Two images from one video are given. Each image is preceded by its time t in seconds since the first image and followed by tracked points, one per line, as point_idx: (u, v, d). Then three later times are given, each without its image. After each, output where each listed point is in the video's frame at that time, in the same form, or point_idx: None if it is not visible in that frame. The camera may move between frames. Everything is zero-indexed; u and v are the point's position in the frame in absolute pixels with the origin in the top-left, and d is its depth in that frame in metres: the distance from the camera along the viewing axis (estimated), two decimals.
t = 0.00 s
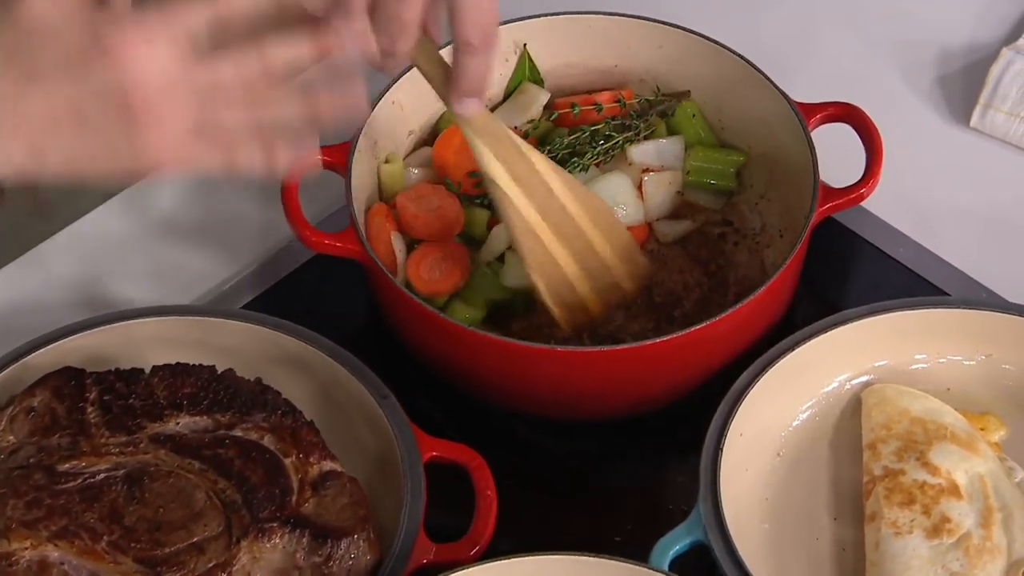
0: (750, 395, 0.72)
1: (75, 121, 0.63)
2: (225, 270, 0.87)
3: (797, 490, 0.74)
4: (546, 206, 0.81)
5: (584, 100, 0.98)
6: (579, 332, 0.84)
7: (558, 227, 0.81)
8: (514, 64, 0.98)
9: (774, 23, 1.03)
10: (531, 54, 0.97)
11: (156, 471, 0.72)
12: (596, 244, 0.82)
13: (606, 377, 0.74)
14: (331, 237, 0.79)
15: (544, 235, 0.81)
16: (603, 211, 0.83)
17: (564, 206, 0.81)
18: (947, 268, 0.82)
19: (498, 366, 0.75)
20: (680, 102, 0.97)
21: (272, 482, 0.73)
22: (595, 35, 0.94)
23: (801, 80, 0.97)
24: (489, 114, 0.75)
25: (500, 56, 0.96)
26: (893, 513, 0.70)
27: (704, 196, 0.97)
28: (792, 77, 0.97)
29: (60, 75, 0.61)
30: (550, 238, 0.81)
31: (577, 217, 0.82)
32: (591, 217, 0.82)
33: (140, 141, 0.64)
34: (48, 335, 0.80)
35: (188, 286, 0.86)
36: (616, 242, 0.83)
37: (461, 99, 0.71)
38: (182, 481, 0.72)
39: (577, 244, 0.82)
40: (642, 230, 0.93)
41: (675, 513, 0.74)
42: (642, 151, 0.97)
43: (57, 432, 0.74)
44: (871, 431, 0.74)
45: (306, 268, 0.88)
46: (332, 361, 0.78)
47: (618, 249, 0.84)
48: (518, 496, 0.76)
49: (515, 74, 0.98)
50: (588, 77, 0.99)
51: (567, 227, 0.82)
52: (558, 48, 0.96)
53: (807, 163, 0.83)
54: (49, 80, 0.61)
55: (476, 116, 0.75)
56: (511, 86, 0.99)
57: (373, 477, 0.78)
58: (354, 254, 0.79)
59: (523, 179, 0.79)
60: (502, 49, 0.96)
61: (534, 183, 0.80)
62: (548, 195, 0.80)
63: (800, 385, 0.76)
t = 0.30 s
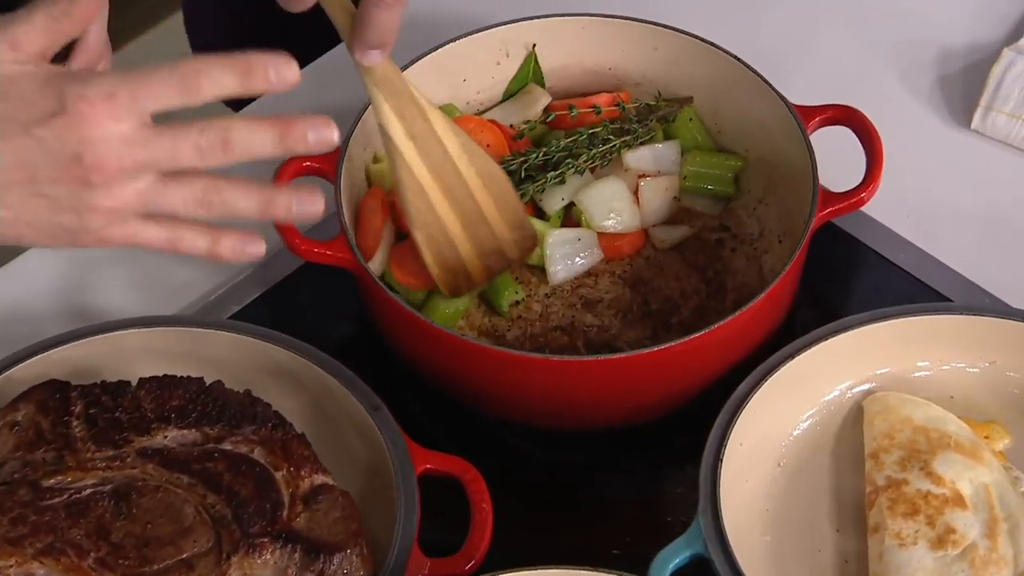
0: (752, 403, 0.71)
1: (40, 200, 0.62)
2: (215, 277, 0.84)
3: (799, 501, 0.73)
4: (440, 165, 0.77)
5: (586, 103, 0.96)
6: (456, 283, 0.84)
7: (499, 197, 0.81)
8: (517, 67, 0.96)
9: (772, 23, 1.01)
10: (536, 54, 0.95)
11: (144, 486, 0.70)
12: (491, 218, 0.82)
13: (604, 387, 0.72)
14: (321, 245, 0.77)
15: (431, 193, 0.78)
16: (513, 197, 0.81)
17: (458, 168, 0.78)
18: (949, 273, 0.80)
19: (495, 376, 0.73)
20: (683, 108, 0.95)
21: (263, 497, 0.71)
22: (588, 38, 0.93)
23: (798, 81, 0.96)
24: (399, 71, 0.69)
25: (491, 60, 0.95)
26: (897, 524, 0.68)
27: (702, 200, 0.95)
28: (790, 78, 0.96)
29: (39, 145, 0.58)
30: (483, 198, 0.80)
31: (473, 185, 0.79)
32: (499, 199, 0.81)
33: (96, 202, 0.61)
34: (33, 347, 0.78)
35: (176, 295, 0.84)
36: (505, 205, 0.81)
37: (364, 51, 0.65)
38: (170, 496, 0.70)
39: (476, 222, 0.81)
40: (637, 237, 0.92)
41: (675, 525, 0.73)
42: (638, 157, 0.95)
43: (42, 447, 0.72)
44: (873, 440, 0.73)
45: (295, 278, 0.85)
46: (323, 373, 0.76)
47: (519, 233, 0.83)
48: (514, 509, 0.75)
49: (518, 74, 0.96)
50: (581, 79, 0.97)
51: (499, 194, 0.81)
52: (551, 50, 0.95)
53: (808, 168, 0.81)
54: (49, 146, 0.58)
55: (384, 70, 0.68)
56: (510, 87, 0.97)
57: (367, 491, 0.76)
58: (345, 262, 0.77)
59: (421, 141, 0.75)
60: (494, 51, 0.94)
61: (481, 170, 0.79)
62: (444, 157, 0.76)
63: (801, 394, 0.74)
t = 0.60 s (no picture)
0: (747, 414, 0.69)
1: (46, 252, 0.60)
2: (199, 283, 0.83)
3: (799, 510, 0.71)
4: (391, 219, 0.77)
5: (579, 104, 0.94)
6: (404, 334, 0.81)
7: (451, 264, 0.80)
8: (509, 68, 0.94)
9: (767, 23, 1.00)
10: (527, 55, 0.93)
11: (129, 500, 0.68)
12: (437, 276, 0.80)
13: (598, 395, 0.71)
14: (309, 251, 0.76)
15: (377, 249, 0.78)
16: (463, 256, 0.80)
17: (408, 226, 0.77)
18: (950, 276, 0.79)
19: (487, 385, 0.72)
20: (679, 109, 0.92)
21: (251, 509, 0.69)
22: (579, 38, 0.91)
23: (793, 82, 0.94)
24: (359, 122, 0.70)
25: (481, 61, 0.93)
26: (899, 533, 0.67)
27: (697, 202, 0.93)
28: (785, 79, 0.94)
29: (42, 206, 0.56)
30: (433, 258, 0.79)
31: (420, 240, 0.78)
32: (443, 251, 0.80)
33: (96, 252, 0.59)
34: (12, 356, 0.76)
35: (159, 301, 0.82)
36: (455, 264, 0.80)
37: (330, 95, 0.68)
38: (155, 510, 0.68)
39: (419, 277, 0.80)
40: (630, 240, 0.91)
41: (672, 535, 0.71)
42: (631, 160, 0.93)
43: (23, 460, 0.70)
44: (874, 448, 0.71)
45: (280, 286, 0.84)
46: (311, 382, 0.75)
47: (464, 293, 0.82)
48: (508, 520, 0.73)
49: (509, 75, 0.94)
50: (573, 80, 0.96)
51: (446, 247, 0.79)
52: (542, 52, 0.93)
53: (805, 169, 0.80)
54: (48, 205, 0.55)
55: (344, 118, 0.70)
56: (501, 90, 0.96)
57: (358, 503, 0.74)
58: (333, 269, 0.75)
59: (372, 190, 0.75)
60: (483, 53, 0.92)
61: (428, 221, 0.78)
62: (393, 210, 0.76)
63: (800, 400, 0.73)
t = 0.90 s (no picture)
0: (737, 427, 0.67)
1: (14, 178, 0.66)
2: (174, 295, 0.81)
3: (790, 523, 0.69)
4: (423, 217, 0.78)
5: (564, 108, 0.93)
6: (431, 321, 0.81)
7: (487, 253, 0.81)
8: (492, 71, 0.92)
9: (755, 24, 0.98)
10: (509, 59, 0.91)
11: (104, 517, 0.65)
12: (474, 266, 0.80)
13: (585, 407, 0.69)
14: (288, 261, 0.74)
15: (412, 244, 0.78)
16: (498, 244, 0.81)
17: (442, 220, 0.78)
18: (942, 282, 0.77)
19: (472, 398, 0.70)
20: (666, 114, 0.91)
21: (230, 526, 0.65)
22: (563, 41, 0.90)
23: (781, 84, 0.92)
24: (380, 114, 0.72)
25: (462, 65, 0.91)
26: (893, 546, 0.65)
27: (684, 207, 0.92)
28: (773, 81, 0.93)
29: None
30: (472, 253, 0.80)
31: (461, 242, 0.79)
32: (488, 258, 0.81)
33: (52, 179, 0.66)
34: None
35: (133, 314, 0.80)
36: (496, 264, 0.81)
37: (349, 99, 0.68)
38: (131, 527, 0.65)
39: (459, 270, 0.80)
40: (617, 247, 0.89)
41: (660, 549, 0.69)
42: (618, 167, 0.92)
43: None
44: (866, 459, 0.70)
45: (258, 295, 0.82)
46: (290, 395, 0.73)
47: (501, 280, 0.82)
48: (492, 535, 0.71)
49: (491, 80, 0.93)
50: (556, 83, 0.94)
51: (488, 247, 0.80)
52: (525, 55, 0.92)
53: (795, 175, 0.78)
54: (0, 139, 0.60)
55: (366, 118, 0.71)
56: (483, 95, 0.94)
57: (338, 519, 0.73)
58: (313, 279, 0.74)
59: (399, 188, 0.76)
60: (464, 56, 0.90)
61: (465, 221, 0.79)
62: (425, 206, 0.77)
63: (791, 411, 0.71)
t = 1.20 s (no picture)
0: (725, 439, 0.65)
1: None
2: (147, 309, 0.79)
3: (780, 541, 0.68)
4: (474, 191, 0.77)
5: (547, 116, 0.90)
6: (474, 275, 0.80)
7: (540, 221, 0.80)
8: (473, 76, 0.90)
9: (743, 28, 0.97)
10: (491, 65, 0.89)
11: (73, 539, 0.62)
12: (525, 233, 0.80)
13: (568, 422, 0.67)
14: (264, 272, 0.72)
15: (466, 219, 0.78)
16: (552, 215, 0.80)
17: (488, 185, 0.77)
18: (933, 292, 0.76)
19: (452, 413, 0.68)
20: (652, 119, 0.89)
21: (202, 547, 0.62)
22: (546, 45, 0.88)
23: (769, 88, 0.91)
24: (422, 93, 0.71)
25: (443, 70, 0.89)
26: (885, 564, 0.63)
27: (670, 215, 0.90)
28: (760, 85, 0.91)
29: None
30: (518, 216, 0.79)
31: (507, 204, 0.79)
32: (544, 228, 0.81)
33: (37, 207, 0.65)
34: None
35: (105, 330, 0.78)
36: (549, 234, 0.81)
37: (394, 78, 0.67)
38: (102, 549, 0.62)
39: (508, 237, 0.80)
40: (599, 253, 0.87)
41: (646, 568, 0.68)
42: (603, 175, 0.91)
43: None
44: (857, 474, 0.68)
45: (233, 306, 0.80)
46: (266, 410, 0.71)
47: (559, 249, 0.82)
48: (474, 555, 0.69)
49: (472, 87, 0.91)
50: (540, 88, 0.92)
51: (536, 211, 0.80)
52: (508, 60, 0.90)
53: (782, 183, 0.76)
54: None
55: (410, 94, 0.70)
56: (463, 101, 0.92)
57: (316, 539, 0.71)
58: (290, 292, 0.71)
59: (451, 163, 0.75)
60: (444, 61, 0.88)
61: (513, 187, 0.78)
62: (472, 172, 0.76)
63: (780, 424, 0.69)
